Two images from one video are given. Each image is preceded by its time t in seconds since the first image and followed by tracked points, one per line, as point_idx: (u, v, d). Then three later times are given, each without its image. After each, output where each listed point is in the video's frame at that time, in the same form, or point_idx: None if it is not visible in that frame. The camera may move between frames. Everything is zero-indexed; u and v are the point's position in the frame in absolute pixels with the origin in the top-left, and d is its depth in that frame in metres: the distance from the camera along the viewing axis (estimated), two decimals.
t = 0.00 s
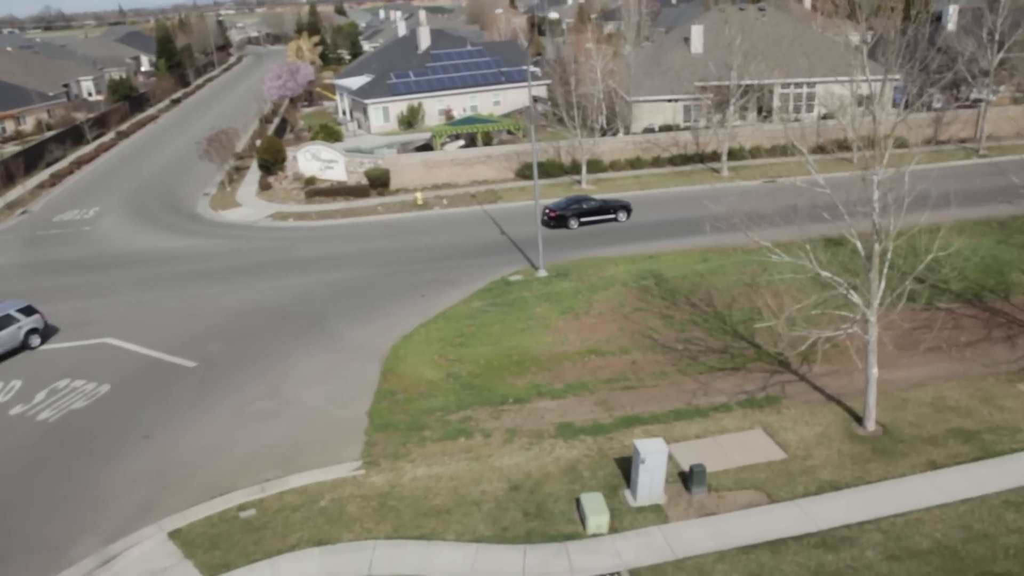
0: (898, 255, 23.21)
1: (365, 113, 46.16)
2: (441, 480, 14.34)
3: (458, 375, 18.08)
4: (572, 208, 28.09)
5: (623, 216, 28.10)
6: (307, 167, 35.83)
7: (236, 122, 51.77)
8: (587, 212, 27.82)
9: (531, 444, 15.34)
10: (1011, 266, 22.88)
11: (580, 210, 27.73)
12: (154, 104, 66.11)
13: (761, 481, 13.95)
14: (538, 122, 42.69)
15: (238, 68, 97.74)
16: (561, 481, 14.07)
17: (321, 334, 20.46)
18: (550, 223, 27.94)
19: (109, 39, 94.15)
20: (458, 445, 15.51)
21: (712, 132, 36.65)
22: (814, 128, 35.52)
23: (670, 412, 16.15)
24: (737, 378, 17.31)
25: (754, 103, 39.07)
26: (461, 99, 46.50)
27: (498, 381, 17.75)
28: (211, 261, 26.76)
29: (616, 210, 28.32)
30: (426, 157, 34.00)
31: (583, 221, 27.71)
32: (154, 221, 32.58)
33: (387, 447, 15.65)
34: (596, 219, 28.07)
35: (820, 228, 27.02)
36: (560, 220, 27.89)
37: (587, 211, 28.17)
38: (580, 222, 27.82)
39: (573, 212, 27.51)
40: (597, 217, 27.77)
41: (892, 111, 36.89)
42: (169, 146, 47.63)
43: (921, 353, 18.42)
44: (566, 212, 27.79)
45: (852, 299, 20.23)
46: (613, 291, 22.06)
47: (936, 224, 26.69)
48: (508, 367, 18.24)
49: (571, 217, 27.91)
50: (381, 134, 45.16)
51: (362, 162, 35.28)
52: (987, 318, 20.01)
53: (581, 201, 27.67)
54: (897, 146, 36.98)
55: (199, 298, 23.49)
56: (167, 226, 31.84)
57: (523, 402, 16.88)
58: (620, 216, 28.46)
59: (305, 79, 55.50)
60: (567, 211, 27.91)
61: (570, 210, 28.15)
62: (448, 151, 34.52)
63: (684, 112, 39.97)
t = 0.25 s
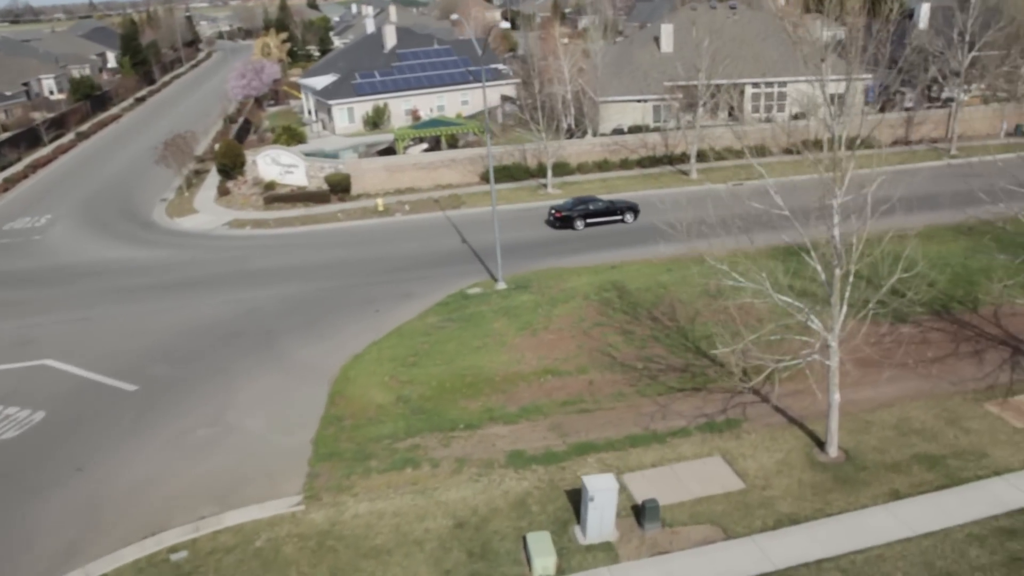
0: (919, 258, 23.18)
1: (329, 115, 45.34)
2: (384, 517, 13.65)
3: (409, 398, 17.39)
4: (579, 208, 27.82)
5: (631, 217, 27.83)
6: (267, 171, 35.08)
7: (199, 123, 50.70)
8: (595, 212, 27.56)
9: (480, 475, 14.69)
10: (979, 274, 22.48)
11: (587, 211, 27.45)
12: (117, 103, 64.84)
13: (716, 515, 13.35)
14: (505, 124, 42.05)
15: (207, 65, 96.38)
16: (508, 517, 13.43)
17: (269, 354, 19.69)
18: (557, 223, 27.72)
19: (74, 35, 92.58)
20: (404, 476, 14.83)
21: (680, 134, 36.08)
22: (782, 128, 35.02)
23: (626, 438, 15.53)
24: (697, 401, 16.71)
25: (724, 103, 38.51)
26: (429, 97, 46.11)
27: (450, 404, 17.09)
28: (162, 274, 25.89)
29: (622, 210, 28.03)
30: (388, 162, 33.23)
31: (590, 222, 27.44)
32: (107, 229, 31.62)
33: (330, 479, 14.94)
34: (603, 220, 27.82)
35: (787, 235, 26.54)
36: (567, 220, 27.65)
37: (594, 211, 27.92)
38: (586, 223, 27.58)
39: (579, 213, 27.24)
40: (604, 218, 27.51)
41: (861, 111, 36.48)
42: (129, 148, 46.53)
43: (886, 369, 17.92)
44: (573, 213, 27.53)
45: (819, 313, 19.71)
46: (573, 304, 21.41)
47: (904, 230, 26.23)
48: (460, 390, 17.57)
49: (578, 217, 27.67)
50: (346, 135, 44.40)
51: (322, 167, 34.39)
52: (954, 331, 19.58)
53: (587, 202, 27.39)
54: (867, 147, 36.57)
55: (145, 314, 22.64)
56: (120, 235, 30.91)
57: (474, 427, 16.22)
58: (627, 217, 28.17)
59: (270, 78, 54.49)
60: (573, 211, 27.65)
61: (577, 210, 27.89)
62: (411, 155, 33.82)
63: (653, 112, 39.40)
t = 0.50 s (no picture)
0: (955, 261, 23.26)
1: (289, 118, 44.48)
2: (320, 566, 12.93)
3: (353, 430, 16.67)
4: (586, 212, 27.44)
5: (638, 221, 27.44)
6: (222, 179, 34.23)
7: (157, 127, 49.59)
8: (600, 216, 27.18)
9: (422, 517, 14.00)
10: (943, 289, 22.06)
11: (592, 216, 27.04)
12: (74, 104, 63.43)
13: (667, 560, 12.73)
14: (469, 129, 41.33)
15: (171, 62, 94.82)
16: (450, 565, 12.77)
17: (209, 381, 18.88)
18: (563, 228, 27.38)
19: (34, 33, 90.75)
20: (342, 519, 14.12)
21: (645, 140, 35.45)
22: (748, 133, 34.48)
23: (576, 474, 14.89)
24: (652, 431, 16.09)
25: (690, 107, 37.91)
26: (391, 100, 45.29)
27: (395, 436, 16.38)
28: (106, 291, 24.97)
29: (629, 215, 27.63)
30: (345, 170, 32.52)
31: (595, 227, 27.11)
32: (54, 242, 30.61)
33: (265, 523, 14.20)
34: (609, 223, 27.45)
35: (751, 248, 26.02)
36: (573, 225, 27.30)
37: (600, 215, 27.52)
38: (591, 228, 27.21)
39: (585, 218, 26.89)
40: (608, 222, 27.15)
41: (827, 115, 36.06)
42: (83, 152, 45.36)
43: (848, 394, 17.39)
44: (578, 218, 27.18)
45: (779, 333, 19.16)
46: (528, 324, 20.73)
47: (867, 241, 25.77)
48: (407, 420, 16.86)
49: (583, 222, 27.29)
50: (307, 140, 43.74)
51: (278, 175, 33.57)
52: (918, 351, 19.13)
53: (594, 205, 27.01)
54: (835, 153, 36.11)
55: (84, 337, 21.72)
56: (66, 248, 29.89)
57: (420, 462, 15.52)
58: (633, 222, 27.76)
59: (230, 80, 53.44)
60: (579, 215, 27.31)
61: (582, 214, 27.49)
62: (368, 163, 33.08)
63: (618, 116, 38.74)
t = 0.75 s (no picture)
0: (976, 246, 23.49)
1: (246, 124, 43.58)
2: None
3: (295, 468, 15.95)
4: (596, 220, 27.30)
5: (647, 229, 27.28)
6: (174, 191, 33.33)
7: (112, 132, 48.47)
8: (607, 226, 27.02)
9: (362, 567, 13.33)
10: (904, 307, 21.64)
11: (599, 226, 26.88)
12: (28, 108, 61.99)
13: None
14: (430, 135, 40.64)
15: (133, 62, 93.29)
16: None
17: (148, 414, 18.06)
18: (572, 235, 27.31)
19: None
20: (278, 570, 13.42)
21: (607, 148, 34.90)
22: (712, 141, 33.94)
23: (525, 517, 14.28)
24: (605, 468, 15.50)
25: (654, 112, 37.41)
26: (351, 105, 44.50)
27: (338, 475, 15.68)
28: (46, 313, 24.02)
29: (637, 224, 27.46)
30: (299, 181, 31.72)
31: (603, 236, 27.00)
32: None
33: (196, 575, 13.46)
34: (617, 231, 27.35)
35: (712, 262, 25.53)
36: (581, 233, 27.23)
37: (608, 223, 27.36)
38: (598, 237, 27.11)
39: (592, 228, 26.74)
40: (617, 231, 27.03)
41: (791, 121, 35.60)
42: (33, 159, 44.18)
43: (807, 423, 16.89)
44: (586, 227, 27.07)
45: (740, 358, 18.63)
46: (481, 348, 20.07)
47: (830, 255, 25.30)
48: (351, 457, 16.17)
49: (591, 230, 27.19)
50: (265, 146, 42.94)
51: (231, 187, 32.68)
52: (879, 375, 18.68)
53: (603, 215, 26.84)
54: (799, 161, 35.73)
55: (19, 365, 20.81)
56: (9, 266, 28.86)
57: (363, 505, 14.84)
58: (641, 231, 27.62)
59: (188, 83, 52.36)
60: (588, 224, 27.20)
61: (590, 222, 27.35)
62: (324, 173, 32.29)
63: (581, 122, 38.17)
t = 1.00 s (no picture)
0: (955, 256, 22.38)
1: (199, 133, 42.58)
2: None
3: (231, 516, 15.17)
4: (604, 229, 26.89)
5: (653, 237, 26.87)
6: (120, 207, 32.37)
7: (61, 142, 47.26)
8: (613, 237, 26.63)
9: None
10: (866, 329, 21.19)
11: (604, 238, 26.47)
12: None
13: None
14: (387, 144, 39.87)
15: (89, 62, 91.48)
16: None
17: (78, 457, 17.20)
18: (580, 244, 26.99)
19: None
20: None
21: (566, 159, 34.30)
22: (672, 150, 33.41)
23: (470, 569, 13.61)
24: (556, 512, 14.87)
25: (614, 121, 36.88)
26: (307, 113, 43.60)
27: (277, 524, 14.92)
28: None
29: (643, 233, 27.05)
30: (249, 197, 30.84)
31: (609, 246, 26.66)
32: None
33: None
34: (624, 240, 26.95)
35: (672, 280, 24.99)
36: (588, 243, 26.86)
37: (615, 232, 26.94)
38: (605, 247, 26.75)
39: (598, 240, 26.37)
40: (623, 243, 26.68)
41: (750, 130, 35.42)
42: None
43: (765, 459, 16.33)
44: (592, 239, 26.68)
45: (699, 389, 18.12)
46: (431, 379, 19.35)
47: (790, 272, 24.78)
48: (291, 503, 15.40)
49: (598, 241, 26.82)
50: (218, 156, 41.95)
51: (179, 203, 31.74)
52: (839, 404, 18.18)
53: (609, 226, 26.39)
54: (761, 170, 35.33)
55: None
56: None
57: (301, 558, 14.08)
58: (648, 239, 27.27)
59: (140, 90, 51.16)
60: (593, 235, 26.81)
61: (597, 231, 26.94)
62: (275, 188, 31.43)
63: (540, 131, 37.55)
